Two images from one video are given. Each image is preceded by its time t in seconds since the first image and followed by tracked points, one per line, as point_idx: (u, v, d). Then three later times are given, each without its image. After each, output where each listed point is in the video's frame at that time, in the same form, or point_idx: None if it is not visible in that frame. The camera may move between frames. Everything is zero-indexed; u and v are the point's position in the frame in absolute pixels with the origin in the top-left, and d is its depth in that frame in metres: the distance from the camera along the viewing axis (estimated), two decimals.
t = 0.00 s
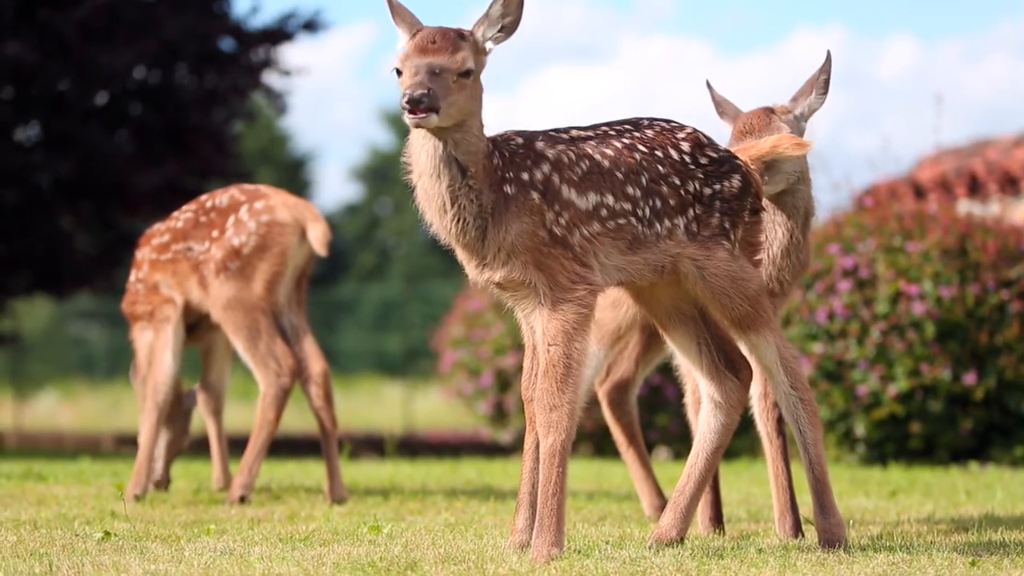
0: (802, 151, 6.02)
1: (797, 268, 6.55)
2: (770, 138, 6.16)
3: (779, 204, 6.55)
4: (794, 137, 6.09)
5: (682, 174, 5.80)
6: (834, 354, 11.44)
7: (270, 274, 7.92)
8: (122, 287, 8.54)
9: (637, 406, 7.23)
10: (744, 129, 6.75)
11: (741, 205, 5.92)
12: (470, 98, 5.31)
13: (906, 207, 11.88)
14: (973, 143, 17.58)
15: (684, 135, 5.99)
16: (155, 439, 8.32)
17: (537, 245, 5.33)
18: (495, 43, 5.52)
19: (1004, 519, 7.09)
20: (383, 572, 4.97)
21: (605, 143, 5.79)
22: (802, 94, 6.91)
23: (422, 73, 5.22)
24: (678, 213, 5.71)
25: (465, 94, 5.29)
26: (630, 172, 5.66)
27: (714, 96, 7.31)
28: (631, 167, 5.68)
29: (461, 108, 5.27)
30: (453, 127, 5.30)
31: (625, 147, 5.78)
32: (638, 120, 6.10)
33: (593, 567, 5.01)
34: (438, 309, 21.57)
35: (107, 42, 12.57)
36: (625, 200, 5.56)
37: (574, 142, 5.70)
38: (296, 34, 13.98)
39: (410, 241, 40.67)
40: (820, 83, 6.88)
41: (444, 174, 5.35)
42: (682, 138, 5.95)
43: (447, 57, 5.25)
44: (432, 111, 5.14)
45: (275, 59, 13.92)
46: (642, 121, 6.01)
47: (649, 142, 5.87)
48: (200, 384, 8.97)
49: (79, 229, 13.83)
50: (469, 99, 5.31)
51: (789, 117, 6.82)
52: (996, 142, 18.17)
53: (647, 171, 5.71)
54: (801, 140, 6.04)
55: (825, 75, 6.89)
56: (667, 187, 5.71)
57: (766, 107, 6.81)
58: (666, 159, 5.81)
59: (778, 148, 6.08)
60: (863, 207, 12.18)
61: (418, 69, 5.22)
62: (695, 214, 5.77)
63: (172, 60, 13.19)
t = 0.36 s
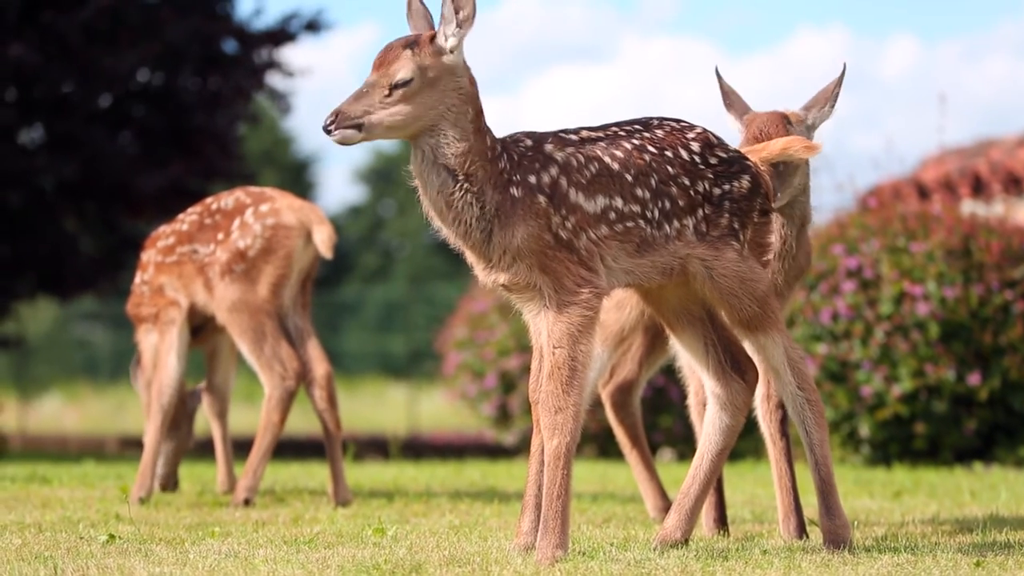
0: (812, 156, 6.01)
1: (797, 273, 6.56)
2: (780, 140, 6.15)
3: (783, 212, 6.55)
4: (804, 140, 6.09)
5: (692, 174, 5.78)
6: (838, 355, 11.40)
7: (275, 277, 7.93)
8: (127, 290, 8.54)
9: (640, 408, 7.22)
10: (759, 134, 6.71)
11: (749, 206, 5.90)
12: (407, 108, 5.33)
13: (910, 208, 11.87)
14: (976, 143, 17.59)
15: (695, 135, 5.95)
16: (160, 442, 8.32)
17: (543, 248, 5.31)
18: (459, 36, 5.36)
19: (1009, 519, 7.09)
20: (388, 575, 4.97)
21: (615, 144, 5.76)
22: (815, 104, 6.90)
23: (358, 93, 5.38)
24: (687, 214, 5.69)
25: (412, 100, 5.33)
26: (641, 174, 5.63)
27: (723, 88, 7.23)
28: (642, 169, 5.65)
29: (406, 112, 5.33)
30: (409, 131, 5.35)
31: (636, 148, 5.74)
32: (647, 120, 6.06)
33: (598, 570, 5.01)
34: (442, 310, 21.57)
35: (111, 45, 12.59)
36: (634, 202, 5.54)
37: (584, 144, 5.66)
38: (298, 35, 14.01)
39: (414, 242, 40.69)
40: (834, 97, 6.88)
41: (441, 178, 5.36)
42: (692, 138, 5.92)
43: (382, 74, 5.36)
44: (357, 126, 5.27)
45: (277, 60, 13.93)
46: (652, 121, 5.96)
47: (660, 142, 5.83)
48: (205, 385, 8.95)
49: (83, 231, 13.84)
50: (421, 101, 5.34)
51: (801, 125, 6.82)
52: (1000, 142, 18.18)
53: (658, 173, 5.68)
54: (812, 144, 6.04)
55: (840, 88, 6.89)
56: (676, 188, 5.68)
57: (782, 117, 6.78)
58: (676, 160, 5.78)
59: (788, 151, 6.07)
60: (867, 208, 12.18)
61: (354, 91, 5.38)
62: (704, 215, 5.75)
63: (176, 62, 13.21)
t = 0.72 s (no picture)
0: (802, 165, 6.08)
1: (804, 284, 6.55)
2: (772, 149, 6.19)
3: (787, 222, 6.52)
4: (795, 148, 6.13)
5: (697, 182, 5.75)
6: (845, 361, 11.46)
7: (280, 285, 7.94)
8: (132, 298, 8.54)
9: (645, 415, 7.23)
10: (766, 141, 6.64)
11: (749, 214, 5.90)
12: (373, 109, 5.58)
13: (915, 214, 11.87)
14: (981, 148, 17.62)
15: (698, 143, 5.92)
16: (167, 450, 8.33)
17: (545, 255, 5.31)
18: (434, 50, 5.50)
19: (1016, 525, 7.08)
20: None
21: (623, 151, 5.71)
22: (836, 116, 6.77)
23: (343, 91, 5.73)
24: (691, 221, 5.68)
25: (385, 103, 5.57)
26: (647, 181, 5.60)
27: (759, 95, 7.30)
28: (648, 176, 5.61)
29: (376, 115, 5.57)
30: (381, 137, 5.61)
31: (643, 155, 5.70)
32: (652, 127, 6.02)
33: None
34: (447, 317, 21.59)
35: (117, 53, 12.62)
36: (641, 210, 5.52)
37: (590, 151, 5.60)
38: (303, 43, 14.04)
39: (420, 249, 40.74)
40: (855, 108, 6.73)
41: (430, 188, 5.48)
42: (696, 146, 5.90)
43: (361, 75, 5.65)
44: (330, 122, 5.65)
45: (283, 68, 13.98)
46: (658, 128, 5.92)
47: (666, 149, 5.79)
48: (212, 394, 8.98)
49: (89, 239, 13.86)
50: (395, 107, 5.54)
51: (816, 137, 6.69)
52: (1006, 147, 18.20)
53: (664, 180, 5.65)
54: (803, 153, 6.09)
55: (862, 100, 6.76)
56: (682, 195, 5.66)
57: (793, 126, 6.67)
58: (682, 167, 5.76)
59: (780, 160, 6.12)
60: (872, 214, 12.19)
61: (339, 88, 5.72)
62: (707, 221, 5.74)
63: (181, 71, 13.24)
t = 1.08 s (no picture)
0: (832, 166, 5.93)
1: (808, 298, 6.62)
2: (800, 149, 6.06)
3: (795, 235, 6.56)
4: (825, 150, 5.99)
5: (709, 186, 5.69)
6: (853, 365, 11.41)
7: (289, 289, 7.96)
8: (142, 302, 8.56)
9: (655, 420, 7.21)
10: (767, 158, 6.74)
11: (767, 217, 5.83)
12: (365, 132, 5.62)
13: (923, 218, 11.87)
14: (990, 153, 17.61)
15: (713, 145, 5.85)
16: (175, 454, 8.34)
17: (546, 264, 5.30)
18: (406, 68, 5.49)
19: None
20: None
21: (632, 156, 5.65)
22: (825, 136, 6.92)
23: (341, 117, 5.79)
24: (701, 227, 5.63)
25: (380, 123, 5.59)
26: (655, 188, 5.55)
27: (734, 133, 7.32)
28: (656, 183, 5.56)
29: (373, 136, 5.60)
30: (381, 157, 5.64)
31: (652, 160, 5.64)
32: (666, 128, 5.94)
33: None
34: (455, 321, 21.59)
35: (125, 58, 12.66)
36: (647, 217, 5.49)
37: (597, 157, 5.57)
38: (312, 47, 14.06)
39: (428, 254, 40.78)
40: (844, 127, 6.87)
41: (430, 199, 5.50)
42: (711, 148, 5.82)
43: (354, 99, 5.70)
44: (332, 147, 5.72)
45: (291, 73, 13.96)
46: (671, 130, 5.86)
47: (677, 153, 5.72)
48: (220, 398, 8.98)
49: (97, 244, 13.88)
50: (389, 124, 5.57)
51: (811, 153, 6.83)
52: (1015, 151, 18.19)
53: (673, 186, 5.60)
54: (832, 154, 5.95)
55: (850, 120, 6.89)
56: (692, 201, 5.61)
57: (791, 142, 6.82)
58: (693, 172, 5.68)
59: (808, 160, 6.00)
60: (880, 218, 12.18)
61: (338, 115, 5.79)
62: (719, 226, 5.69)
63: (189, 75, 13.27)
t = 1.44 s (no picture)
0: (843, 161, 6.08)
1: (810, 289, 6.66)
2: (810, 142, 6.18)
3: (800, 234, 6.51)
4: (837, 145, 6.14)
5: (714, 181, 5.65)
6: (859, 368, 11.38)
7: (295, 293, 7.96)
8: (148, 306, 8.57)
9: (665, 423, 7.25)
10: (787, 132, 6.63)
11: (778, 207, 5.78)
12: (372, 146, 5.68)
13: (929, 221, 11.86)
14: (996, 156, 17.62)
15: (719, 140, 5.79)
16: (182, 458, 8.35)
17: (544, 269, 5.30)
18: (401, 81, 5.55)
19: None
20: None
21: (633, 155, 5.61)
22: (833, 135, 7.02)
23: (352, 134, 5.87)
24: (707, 222, 5.60)
25: (384, 136, 5.66)
26: (656, 188, 5.51)
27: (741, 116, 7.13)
28: (657, 182, 5.52)
29: (379, 150, 5.67)
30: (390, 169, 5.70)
31: (654, 159, 5.60)
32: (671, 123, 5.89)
33: None
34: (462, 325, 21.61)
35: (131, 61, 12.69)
36: (648, 218, 5.46)
37: (597, 159, 5.53)
38: (318, 51, 14.08)
39: (434, 257, 40.79)
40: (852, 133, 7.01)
41: (427, 207, 5.54)
42: (716, 143, 5.76)
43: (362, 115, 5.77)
44: (342, 162, 5.81)
45: (297, 77, 13.98)
46: (675, 127, 5.81)
47: (680, 150, 5.67)
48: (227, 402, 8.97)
49: (103, 248, 13.90)
50: (392, 136, 5.64)
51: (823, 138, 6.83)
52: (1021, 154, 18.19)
53: (675, 184, 5.55)
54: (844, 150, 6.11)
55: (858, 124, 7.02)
56: (696, 198, 5.57)
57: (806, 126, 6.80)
58: (696, 168, 5.64)
59: (822, 154, 6.12)
60: (887, 221, 12.18)
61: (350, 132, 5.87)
62: (725, 221, 5.65)
63: (195, 79, 13.29)
